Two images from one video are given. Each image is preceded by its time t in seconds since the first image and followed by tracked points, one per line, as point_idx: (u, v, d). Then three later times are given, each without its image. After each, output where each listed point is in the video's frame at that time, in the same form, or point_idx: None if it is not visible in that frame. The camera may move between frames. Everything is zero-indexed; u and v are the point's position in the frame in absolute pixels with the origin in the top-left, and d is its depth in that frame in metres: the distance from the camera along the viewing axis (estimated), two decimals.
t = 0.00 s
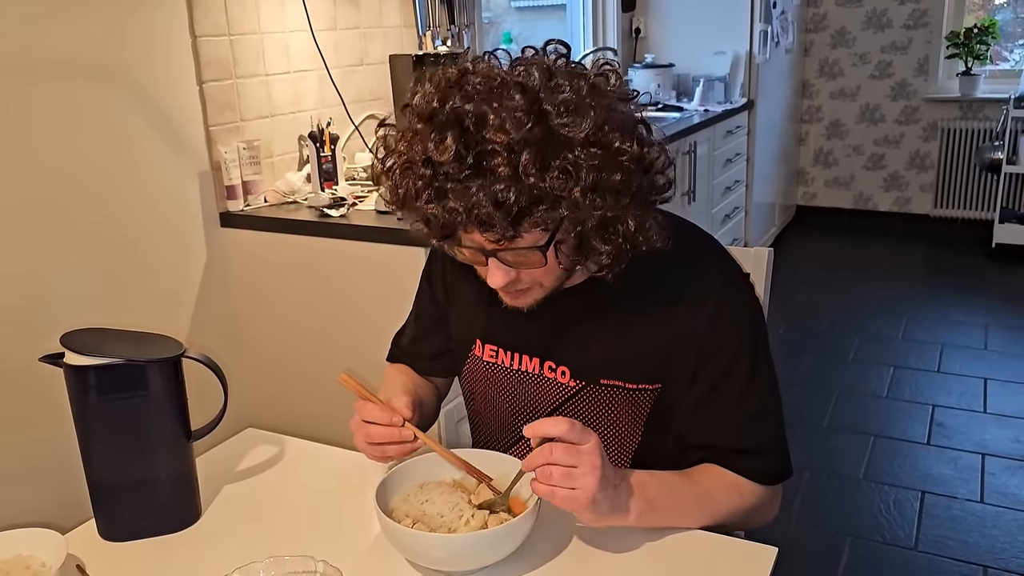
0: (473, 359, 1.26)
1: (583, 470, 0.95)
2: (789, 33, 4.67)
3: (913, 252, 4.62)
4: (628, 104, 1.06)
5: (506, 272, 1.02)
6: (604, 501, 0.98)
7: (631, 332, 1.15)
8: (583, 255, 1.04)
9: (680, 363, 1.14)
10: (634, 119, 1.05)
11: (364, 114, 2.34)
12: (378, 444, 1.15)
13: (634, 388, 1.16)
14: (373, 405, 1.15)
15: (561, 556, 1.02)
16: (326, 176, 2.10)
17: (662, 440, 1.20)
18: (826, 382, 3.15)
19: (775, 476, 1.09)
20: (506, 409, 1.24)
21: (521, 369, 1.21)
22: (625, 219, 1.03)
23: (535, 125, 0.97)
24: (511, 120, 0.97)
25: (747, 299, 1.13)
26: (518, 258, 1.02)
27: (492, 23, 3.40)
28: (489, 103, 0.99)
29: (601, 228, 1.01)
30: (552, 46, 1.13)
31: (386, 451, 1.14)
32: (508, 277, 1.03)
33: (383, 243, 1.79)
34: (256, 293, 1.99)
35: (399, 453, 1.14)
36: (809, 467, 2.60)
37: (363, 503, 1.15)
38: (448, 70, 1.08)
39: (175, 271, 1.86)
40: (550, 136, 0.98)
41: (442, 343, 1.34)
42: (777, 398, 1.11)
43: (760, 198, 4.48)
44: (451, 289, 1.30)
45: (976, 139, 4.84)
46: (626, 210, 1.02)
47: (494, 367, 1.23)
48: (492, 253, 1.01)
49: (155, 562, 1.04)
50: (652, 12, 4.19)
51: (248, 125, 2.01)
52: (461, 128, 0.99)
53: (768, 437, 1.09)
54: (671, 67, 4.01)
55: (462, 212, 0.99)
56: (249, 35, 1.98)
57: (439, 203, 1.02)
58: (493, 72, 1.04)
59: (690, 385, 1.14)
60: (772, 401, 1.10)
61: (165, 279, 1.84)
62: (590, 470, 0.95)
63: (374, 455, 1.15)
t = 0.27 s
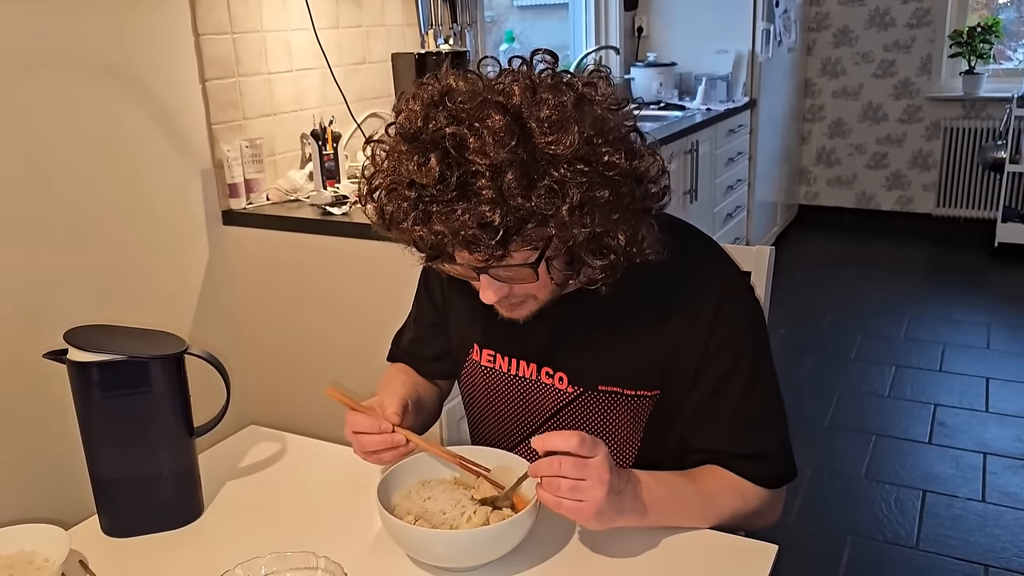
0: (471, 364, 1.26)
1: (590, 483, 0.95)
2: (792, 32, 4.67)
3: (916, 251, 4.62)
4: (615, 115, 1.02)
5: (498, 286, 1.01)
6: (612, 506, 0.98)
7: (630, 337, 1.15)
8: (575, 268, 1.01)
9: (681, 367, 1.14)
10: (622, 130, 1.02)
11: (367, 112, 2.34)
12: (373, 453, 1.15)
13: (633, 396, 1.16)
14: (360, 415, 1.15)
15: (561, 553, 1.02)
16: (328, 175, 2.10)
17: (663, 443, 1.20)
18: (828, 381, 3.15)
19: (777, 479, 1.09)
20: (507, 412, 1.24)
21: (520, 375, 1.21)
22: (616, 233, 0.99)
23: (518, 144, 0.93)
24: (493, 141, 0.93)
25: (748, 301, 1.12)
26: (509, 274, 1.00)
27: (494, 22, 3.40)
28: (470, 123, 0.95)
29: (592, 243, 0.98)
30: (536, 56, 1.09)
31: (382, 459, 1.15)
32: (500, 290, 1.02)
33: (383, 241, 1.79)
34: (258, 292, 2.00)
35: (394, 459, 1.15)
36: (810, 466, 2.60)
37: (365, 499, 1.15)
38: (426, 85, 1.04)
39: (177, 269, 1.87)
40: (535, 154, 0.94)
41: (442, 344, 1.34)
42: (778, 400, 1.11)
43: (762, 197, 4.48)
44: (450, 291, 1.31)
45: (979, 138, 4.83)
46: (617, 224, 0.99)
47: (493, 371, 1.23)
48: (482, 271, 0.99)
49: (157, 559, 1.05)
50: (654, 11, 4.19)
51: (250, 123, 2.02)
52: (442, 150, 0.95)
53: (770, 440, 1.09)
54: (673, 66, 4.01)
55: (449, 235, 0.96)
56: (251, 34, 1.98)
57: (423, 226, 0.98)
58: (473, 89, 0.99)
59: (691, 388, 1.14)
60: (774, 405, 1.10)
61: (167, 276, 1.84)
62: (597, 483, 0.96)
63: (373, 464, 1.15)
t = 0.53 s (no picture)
0: (471, 365, 1.26)
1: (606, 488, 0.96)
2: (794, 31, 4.67)
3: (918, 251, 4.62)
4: (619, 116, 1.01)
5: (498, 287, 1.00)
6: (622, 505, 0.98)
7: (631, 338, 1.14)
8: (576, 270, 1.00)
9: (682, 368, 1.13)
10: (625, 131, 1.01)
11: (369, 111, 2.34)
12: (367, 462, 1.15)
13: (635, 397, 1.16)
14: (343, 428, 1.14)
15: (562, 551, 1.02)
16: (330, 173, 2.09)
17: (665, 443, 1.20)
18: (830, 380, 3.15)
19: (780, 479, 1.09)
20: (509, 412, 1.24)
21: (521, 376, 1.21)
22: (617, 234, 0.98)
23: (520, 142, 0.93)
24: (495, 139, 0.92)
25: (749, 301, 1.12)
26: (508, 275, 0.99)
27: (496, 21, 3.40)
28: (472, 121, 0.95)
29: (593, 244, 0.97)
30: (540, 57, 1.09)
31: (376, 466, 1.15)
32: (500, 291, 1.01)
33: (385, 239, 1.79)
34: (261, 291, 2.00)
35: (388, 462, 1.15)
36: (811, 464, 2.60)
37: (366, 496, 1.15)
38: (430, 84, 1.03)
39: (180, 267, 1.87)
40: (536, 152, 0.93)
41: (441, 344, 1.35)
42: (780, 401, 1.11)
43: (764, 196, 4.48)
44: (449, 291, 1.31)
45: (981, 137, 4.83)
46: (618, 225, 0.98)
47: (493, 372, 1.23)
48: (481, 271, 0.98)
49: (159, 555, 1.05)
50: (656, 10, 4.19)
51: (253, 121, 2.02)
52: (443, 147, 0.95)
53: (773, 441, 1.08)
54: (676, 65, 4.01)
55: (448, 233, 0.95)
56: (253, 32, 1.98)
57: (423, 225, 0.97)
58: (477, 89, 0.99)
59: (693, 389, 1.13)
60: (776, 405, 1.10)
61: (170, 274, 1.84)
62: (613, 489, 0.96)
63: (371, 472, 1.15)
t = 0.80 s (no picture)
0: (463, 375, 1.26)
1: (610, 483, 0.96)
2: (796, 31, 4.67)
3: (919, 251, 4.62)
4: (607, 132, 0.98)
5: (482, 303, 0.98)
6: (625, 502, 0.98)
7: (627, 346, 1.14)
8: (561, 288, 0.98)
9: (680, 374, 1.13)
10: (613, 147, 0.98)
11: (370, 111, 2.34)
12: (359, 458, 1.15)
13: (630, 407, 1.15)
14: (327, 432, 1.14)
15: (562, 551, 1.02)
16: (331, 173, 2.09)
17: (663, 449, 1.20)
18: (831, 381, 3.15)
19: (780, 483, 1.08)
20: (505, 419, 1.24)
21: (513, 387, 1.21)
22: (603, 253, 0.95)
23: (504, 159, 0.90)
24: (478, 156, 0.89)
25: (745, 307, 1.11)
26: (492, 290, 0.96)
27: (498, 21, 3.40)
28: (456, 136, 0.92)
29: (578, 263, 0.94)
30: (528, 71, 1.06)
31: (368, 461, 1.15)
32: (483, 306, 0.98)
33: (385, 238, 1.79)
34: (262, 292, 2.00)
35: (378, 454, 1.15)
36: (811, 465, 2.60)
37: (365, 496, 1.16)
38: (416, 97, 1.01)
39: (180, 267, 1.87)
40: (521, 170, 0.90)
41: (431, 353, 1.35)
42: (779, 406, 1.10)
43: (765, 197, 4.48)
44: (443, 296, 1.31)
45: (983, 138, 4.83)
46: (604, 244, 0.95)
47: (485, 382, 1.23)
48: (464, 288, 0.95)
49: (159, 554, 1.05)
50: (657, 10, 4.19)
51: (253, 121, 2.03)
52: (426, 163, 0.92)
53: (771, 446, 1.08)
54: (677, 65, 4.01)
55: (430, 250, 0.92)
56: (254, 32, 1.99)
57: (405, 242, 0.94)
58: (462, 104, 0.96)
59: (690, 396, 1.13)
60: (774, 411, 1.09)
61: (170, 275, 1.85)
62: (616, 483, 0.96)
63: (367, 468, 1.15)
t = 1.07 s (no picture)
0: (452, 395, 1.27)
1: (607, 484, 0.96)
2: (799, 33, 4.67)
3: (922, 253, 4.61)
4: (588, 158, 0.90)
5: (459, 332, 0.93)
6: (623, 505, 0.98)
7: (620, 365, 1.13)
8: (539, 319, 0.91)
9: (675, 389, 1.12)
10: (595, 174, 0.90)
11: (372, 112, 2.34)
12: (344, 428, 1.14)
13: (622, 426, 1.16)
14: (317, 397, 1.13)
15: (561, 554, 1.02)
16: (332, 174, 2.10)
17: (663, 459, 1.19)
18: (833, 383, 3.14)
19: (781, 491, 1.07)
20: (498, 435, 1.24)
21: (502, 405, 1.21)
22: (580, 286, 0.88)
23: (477, 191, 0.82)
24: (449, 188, 0.81)
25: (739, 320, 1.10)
26: (467, 320, 0.90)
27: (501, 22, 3.41)
28: (426, 166, 0.84)
29: (556, 295, 0.88)
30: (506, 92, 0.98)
31: (357, 427, 1.13)
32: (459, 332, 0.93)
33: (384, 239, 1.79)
34: (263, 294, 2.00)
35: (368, 421, 1.14)
36: (813, 467, 2.60)
37: (364, 499, 1.16)
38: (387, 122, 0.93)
39: (181, 269, 1.87)
40: (495, 201, 0.83)
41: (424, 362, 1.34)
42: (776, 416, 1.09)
43: (768, 199, 4.48)
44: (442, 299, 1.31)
45: (986, 140, 4.82)
46: (582, 277, 0.88)
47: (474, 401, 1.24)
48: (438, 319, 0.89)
49: (160, 555, 1.06)
50: (660, 11, 4.20)
51: (256, 123, 2.03)
52: (395, 194, 0.84)
53: (770, 456, 1.07)
54: (680, 67, 4.01)
55: (399, 284, 0.86)
56: (257, 33, 1.99)
57: (374, 275, 0.87)
58: (434, 129, 0.88)
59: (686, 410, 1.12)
60: (770, 423, 1.08)
61: (172, 276, 1.85)
62: (613, 485, 0.96)
63: (352, 440, 1.14)
